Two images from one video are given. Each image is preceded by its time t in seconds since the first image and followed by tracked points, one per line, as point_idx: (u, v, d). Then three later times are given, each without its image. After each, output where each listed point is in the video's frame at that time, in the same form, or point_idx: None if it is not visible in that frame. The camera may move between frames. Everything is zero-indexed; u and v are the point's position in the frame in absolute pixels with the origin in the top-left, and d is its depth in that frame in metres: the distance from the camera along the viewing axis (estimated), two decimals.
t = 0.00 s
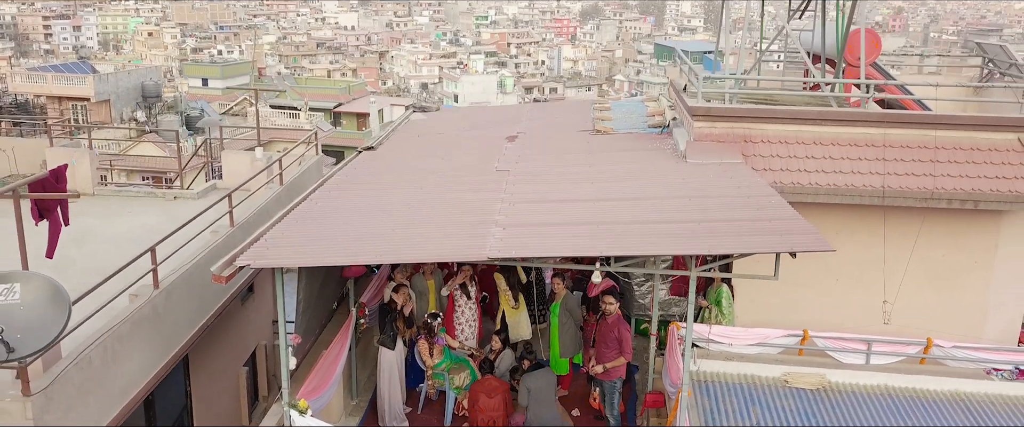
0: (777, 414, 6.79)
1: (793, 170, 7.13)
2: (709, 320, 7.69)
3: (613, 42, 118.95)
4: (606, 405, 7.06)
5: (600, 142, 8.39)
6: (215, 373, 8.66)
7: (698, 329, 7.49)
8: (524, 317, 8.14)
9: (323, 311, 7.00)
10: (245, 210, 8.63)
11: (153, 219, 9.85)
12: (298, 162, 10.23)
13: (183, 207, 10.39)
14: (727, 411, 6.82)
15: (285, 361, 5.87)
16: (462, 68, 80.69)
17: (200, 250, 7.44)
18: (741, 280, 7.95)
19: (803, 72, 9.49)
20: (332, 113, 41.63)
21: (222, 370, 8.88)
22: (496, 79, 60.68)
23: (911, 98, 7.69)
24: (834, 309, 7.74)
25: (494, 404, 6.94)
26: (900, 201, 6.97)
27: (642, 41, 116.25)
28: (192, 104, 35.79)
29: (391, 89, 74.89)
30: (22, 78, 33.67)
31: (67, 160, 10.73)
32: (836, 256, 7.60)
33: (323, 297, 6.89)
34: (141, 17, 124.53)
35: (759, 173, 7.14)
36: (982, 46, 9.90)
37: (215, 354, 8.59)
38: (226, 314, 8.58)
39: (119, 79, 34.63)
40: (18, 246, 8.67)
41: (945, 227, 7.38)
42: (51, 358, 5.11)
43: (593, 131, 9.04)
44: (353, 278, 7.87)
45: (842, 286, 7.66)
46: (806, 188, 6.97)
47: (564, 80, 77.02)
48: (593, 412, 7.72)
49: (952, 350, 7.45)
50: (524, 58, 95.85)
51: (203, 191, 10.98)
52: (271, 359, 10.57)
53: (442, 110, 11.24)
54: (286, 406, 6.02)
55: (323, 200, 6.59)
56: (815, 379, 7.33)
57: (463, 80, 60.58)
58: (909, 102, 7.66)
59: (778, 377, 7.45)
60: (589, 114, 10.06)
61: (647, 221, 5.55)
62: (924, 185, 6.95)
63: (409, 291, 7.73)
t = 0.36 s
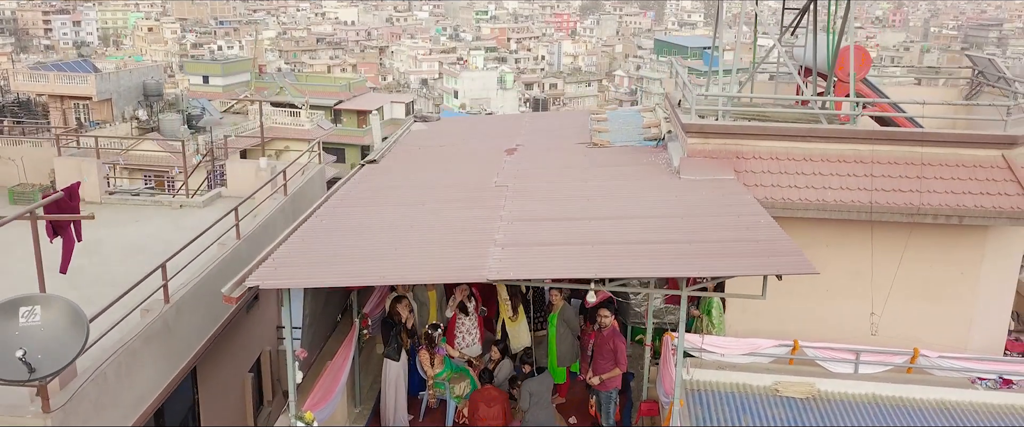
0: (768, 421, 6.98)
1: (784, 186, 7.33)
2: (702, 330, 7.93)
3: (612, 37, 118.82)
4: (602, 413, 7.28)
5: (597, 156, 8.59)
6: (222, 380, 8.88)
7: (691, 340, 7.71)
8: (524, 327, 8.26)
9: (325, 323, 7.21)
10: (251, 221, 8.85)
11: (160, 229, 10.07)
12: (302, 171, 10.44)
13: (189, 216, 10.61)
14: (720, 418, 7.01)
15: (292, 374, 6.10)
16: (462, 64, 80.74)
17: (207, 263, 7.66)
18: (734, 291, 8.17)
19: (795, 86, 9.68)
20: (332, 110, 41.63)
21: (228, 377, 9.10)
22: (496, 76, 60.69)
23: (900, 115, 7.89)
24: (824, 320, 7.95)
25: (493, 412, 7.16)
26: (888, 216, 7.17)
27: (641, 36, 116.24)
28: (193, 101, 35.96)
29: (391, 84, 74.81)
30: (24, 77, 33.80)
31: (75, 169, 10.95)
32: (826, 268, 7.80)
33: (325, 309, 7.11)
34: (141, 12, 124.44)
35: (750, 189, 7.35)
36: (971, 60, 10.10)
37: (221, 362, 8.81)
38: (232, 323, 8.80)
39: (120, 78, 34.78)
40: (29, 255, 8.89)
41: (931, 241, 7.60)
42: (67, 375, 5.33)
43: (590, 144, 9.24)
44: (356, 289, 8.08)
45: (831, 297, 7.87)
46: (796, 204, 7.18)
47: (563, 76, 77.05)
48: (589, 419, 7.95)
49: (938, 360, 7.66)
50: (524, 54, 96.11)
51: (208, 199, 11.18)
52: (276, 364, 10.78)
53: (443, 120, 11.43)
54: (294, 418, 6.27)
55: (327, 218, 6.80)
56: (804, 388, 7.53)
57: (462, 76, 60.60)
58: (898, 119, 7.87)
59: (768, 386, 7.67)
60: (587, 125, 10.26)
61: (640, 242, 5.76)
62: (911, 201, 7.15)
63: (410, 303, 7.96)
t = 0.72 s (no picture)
0: None
1: (773, 205, 7.57)
2: (695, 341, 8.16)
3: (612, 31, 118.81)
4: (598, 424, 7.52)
5: (593, 172, 8.82)
6: (228, 391, 9.12)
7: (684, 352, 7.97)
8: (520, 338, 8.68)
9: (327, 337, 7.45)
10: (257, 235, 9.10)
11: (167, 240, 10.31)
12: (305, 182, 10.69)
13: (195, 227, 10.86)
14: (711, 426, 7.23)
15: (299, 390, 6.34)
16: (462, 59, 80.75)
17: (216, 278, 7.91)
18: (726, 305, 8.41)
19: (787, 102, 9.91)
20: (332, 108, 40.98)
21: (234, 387, 9.34)
22: (496, 71, 60.68)
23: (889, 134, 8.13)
24: (812, 333, 8.20)
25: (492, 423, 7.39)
26: (874, 235, 7.41)
27: (642, 31, 116.15)
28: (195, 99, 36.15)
29: (391, 79, 74.79)
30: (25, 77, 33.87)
31: (83, 180, 11.22)
32: (814, 284, 8.04)
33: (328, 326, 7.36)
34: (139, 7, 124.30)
35: (740, 208, 7.58)
36: (959, 74, 10.33)
37: (228, 373, 9.05)
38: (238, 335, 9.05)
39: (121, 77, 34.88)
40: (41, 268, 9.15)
41: (915, 258, 7.85)
42: (84, 396, 5.58)
43: (587, 159, 9.46)
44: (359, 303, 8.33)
45: (820, 311, 8.11)
46: (786, 222, 7.42)
47: (563, 71, 77.12)
48: None
49: (922, 373, 7.91)
50: (524, 48, 95.96)
51: (212, 209, 11.43)
52: (281, 372, 11.00)
53: (443, 132, 11.67)
54: None
55: (332, 238, 7.05)
56: (793, 399, 7.77)
57: (462, 72, 60.59)
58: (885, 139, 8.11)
59: (758, 397, 7.90)
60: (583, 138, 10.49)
61: (632, 266, 6.01)
62: (896, 220, 7.39)
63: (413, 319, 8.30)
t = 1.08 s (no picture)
0: None
1: (764, 222, 7.81)
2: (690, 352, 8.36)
3: (612, 26, 118.74)
4: None
5: (589, 186, 9.05)
6: (236, 400, 9.37)
7: (679, 363, 8.13)
8: (517, 348, 8.90)
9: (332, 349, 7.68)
10: (262, 248, 9.35)
11: (174, 250, 10.55)
12: (308, 193, 10.93)
13: (201, 236, 11.09)
14: None
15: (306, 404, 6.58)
16: (462, 54, 80.79)
17: (223, 292, 8.15)
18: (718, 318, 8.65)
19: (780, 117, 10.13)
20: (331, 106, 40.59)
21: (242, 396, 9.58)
22: (496, 67, 60.72)
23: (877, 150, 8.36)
24: (803, 346, 8.44)
25: None
26: (862, 251, 7.65)
27: (642, 25, 116.09)
28: (196, 97, 36.33)
29: (390, 74, 74.82)
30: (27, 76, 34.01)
31: (91, 190, 11.47)
32: (805, 298, 8.28)
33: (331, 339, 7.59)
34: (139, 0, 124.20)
35: (732, 224, 7.81)
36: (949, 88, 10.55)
37: (235, 383, 9.29)
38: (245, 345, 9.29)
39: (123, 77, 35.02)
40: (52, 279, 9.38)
41: (902, 272, 8.10)
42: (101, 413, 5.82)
43: (584, 173, 9.67)
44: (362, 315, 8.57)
45: (810, 324, 8.35)
46: (776, 239, 7.66)
47: (563, 66, 77.16)
48: None
49: (910, 384, 8.12)
50: (524, 43, 95.99)
51: (217, 217, 11.67)
52: (285, 378, 11.23)
53: (443, 143, 11.89)
54: None
55: (336, 255, 7.29)
56: (784, 409, 7.96)
57: (462, 67, 60.64)
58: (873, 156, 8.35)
59: (750, 406, 8.09)
60: (581, 150, 10.71)
61: (626, 286, 6.24)
62: (883, 237, 7.63)
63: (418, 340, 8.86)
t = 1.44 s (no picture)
0: None
1: (758, 234, 8.01)
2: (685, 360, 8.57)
3: (612, 19, 118.68)
4: None
5: (587, 197, 9.25)
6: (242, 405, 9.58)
7: (672, 370, 8.38)
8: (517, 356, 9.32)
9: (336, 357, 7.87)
10: (267, 257, 9.56)
11: (180, 257, 10.75)
12: (312, 201, 11.15)
13: (207, 243, 11.30)
14: None
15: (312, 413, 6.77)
16: (462, 49, 80.73)
17: (230, 302, 8.36)
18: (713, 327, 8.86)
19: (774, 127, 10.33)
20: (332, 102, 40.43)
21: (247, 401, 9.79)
22: (496, 62, 60.76)
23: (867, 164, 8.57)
24: (796, 354, 8.65)
25: None
26: (852, 263, 7.85)
27: (641, 17, 115.96)
28: (197, 94, 36.45)
29: (391, 69, 74.86)
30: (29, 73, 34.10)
31: (98, 196, 11.68)
32: (797, 307, 8.48)
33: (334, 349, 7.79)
34: None
35: (726, 237, 8.01)
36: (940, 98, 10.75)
37: (241, 388, 9.50)
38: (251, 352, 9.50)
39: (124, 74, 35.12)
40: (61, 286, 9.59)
41: (892, 283, 8.31)
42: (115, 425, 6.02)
43: (582, 183, 9.87)
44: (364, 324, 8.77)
45: (803, 333, 8.56)
46: (769, 251, 7.86)
47: (563, 60, 77.18)
48: None
49: (900, 391, 8.30)
50: (523, 36, 95.91)
51: (222, 224, 11.90)
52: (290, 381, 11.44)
53: (444, 150, 12.09)
54: None
55: (340, 269, 7.50)
56: (777, 416, 8.15)
57: (463, 62, 60.68)
58: (866, 170, 8.55)
59: (744, 413, 8.27)
60: (579, 159, 10.91)
61: (622, 302, 6.45)
62: (873, 249, 7.83)
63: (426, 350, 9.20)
